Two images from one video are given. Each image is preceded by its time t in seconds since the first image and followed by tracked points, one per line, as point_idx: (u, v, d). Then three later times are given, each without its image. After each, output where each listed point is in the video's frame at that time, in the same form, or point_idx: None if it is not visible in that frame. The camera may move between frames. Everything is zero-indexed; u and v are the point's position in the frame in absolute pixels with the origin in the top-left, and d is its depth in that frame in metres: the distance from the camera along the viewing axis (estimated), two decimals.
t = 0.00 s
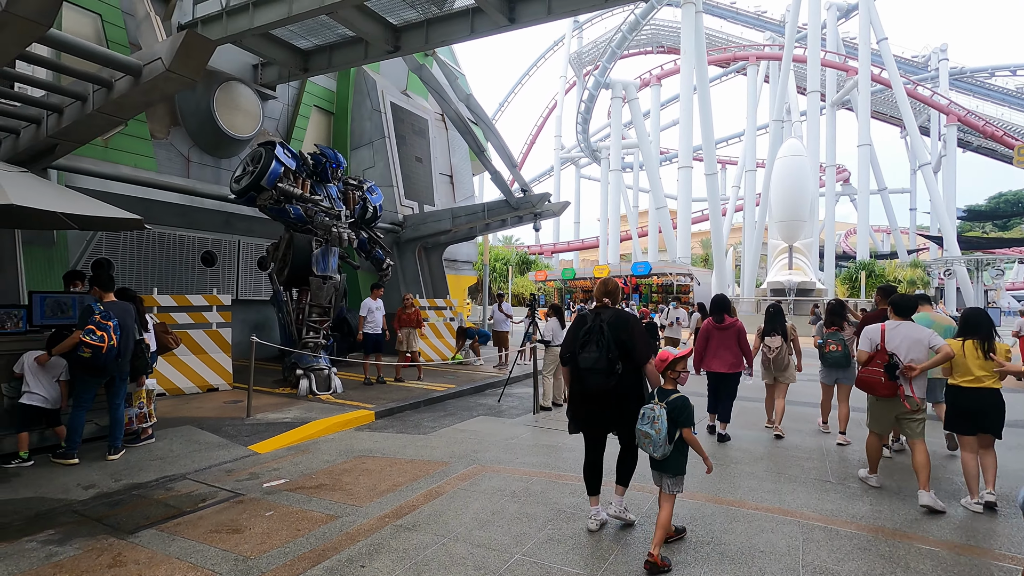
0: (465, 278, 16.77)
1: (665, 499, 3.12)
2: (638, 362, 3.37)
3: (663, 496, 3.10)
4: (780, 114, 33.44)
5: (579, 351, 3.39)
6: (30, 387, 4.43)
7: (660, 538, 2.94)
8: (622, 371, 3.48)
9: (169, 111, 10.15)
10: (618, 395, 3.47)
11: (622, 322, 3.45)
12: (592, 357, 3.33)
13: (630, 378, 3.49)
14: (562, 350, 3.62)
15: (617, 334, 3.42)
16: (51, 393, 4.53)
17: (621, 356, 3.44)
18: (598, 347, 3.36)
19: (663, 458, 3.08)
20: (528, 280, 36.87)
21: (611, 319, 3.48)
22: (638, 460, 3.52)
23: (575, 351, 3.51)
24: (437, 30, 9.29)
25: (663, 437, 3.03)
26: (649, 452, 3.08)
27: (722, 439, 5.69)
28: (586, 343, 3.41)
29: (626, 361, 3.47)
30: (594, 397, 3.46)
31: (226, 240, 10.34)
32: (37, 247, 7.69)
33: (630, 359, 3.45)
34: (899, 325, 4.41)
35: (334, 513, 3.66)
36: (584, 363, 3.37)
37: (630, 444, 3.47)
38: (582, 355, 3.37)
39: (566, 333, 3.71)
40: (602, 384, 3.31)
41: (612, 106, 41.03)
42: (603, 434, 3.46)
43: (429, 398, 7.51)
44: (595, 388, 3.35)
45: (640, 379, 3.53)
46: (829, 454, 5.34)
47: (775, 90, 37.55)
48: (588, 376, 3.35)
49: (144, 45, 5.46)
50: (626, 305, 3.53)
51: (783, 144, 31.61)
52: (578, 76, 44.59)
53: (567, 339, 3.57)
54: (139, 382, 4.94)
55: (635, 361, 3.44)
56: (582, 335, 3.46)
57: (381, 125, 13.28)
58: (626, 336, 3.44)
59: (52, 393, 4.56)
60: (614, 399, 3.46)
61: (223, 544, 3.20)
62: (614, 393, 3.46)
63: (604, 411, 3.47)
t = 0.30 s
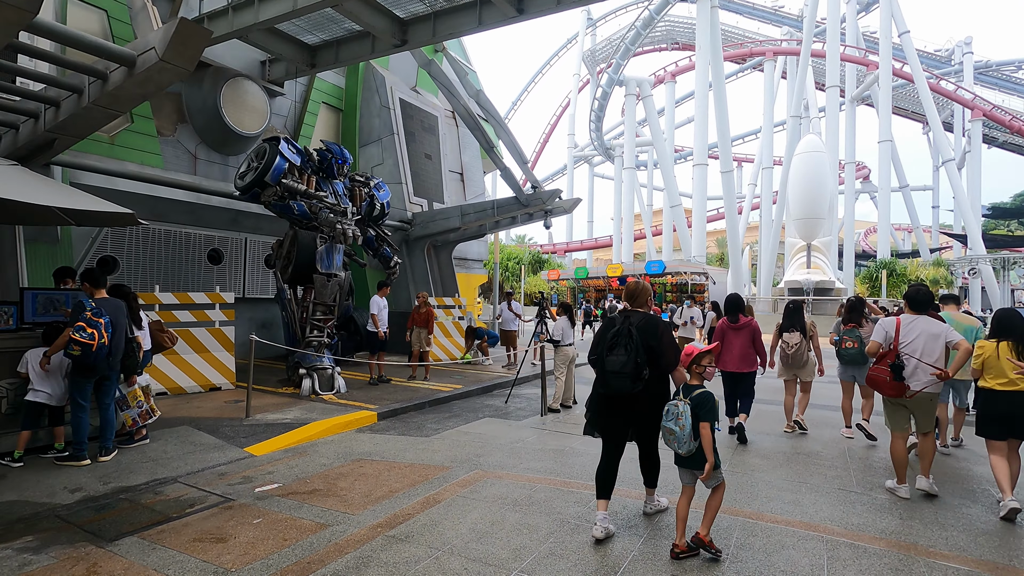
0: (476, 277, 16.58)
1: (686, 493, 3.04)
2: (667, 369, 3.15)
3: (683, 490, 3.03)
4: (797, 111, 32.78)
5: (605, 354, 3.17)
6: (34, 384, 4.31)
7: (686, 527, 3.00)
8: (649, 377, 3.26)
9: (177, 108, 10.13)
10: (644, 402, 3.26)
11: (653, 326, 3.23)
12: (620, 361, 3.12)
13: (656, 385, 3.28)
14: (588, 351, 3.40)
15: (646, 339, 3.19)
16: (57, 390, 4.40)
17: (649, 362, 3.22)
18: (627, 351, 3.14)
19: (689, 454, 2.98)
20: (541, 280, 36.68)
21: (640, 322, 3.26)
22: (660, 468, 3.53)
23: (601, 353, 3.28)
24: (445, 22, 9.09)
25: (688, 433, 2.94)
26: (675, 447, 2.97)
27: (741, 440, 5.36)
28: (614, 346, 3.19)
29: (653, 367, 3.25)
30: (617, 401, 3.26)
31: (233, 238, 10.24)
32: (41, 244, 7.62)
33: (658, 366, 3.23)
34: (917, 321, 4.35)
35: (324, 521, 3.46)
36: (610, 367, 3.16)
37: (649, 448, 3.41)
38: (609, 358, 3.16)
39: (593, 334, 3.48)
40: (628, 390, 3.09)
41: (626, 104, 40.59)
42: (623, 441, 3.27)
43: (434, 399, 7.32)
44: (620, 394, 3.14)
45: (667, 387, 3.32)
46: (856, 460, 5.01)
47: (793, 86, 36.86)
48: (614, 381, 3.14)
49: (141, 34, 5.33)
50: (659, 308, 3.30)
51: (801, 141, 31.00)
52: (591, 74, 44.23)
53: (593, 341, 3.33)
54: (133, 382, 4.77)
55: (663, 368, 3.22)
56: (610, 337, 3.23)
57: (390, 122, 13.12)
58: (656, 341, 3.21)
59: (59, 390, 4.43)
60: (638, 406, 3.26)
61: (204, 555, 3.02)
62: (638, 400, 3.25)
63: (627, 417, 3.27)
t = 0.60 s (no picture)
0: (486, 276, 16.39)
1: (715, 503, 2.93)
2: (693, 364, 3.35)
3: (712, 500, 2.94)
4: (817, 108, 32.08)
5: (632, 349, 3.38)
6: (25, 386, 4.15)
7: (705, 532, 2.87)
8: (676, 373, 3.45)
9: (184, 106, 10.09)
10: (669, 398, 3.40)
11: (681, 324, 3.44)
12: (646, 356, 3.32)
13: (684, 382, 3.42)
14: (616, 347, 3.61)
15: (674, 336, 3.40)
16: (50, 392, 4.25)
17: (676, 358, 3.42)
18: (653, 347, 3.34)
19: (732, 468, 2.87)
20: (554, 280, 36.39)
21: (668, 320, 3.47)
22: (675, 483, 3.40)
23: (628, 350, 3.48)
24: (453, 16, 8.87)
25: (731, 447, 2.82)
26: (721, 464, 2.85)
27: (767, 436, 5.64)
28: (641, 342, 3.39)
29: (680, 363, 3.44)
30: (644, 395, 3.44)
31: (240, 237, 10.15)
32: (45, 242, 7.60)
33: (685, 362, 3.42)
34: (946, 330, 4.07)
35: (311, 536, 3.27)
36: (636, 362, 3.35)
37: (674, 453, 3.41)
38: (635, 354, 3.36)
39: (621, 331, 3.69)
40: (654, 383, 3.29)
41: (641, 102, 40.10)
42: (651, 434, 3.44)
43: (438, 402, 7.12)
44: (647, 388, 3.33)
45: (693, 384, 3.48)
46: (882, 473, 4.71)
47: (812, 83, 36.12)
48: (639, 374, 3.33)
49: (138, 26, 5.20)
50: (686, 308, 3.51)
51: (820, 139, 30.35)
52: (606, 72, 43.79)
53: (621, 337, 3.55)
54: (120, 383, 4.66)
55: (689, 364, 3.42)
56: (637, 334, 3.43)
57: (399, 119, 12.97)
58: (683, 339, 3.42)
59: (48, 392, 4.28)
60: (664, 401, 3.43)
61: (179, 571, 2.84)
62: (665, 395, 3.43)
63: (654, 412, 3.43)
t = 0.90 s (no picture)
0: (494, 275, 16.19)
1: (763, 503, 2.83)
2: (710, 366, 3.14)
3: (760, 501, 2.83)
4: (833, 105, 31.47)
5: (647, 350, 3.22)
6: (10, 385, 4.01)
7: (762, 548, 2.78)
8: (695, 375, 3.25)
9: (188, 102, 9.98)
10: (686, 401, 3.23)
11: (699, 324, 3.22)
12: (659, 358, 3.16)
13: (702, 384, 3.23)
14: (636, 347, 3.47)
15: (690, 336, 3.20)
16: (36, 391, 4.11)
17: (693, 359, 3.22)
18: (666, 348, 3.17)
19: (772, 462, 2.77)
20: (564, 279, 36.05)
21: (686, 321, 3.27)
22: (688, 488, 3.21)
23: (644, 350, 3.33)
24: (458, 8, 8.67)
25: (774, 440, 2.72)
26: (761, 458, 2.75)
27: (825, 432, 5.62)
28: (656, 343, 3.22)
29: (698, 365, 3.23)
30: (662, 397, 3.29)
31: (244, 234, 10.02)
32: (44, 238, 7.52)
33: (703, 364, 3.21)
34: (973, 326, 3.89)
35: (294, 546, 3.07)
36: (649, 364, 3.20)
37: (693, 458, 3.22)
38: (648, 355, 3.20)
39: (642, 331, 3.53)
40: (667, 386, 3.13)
41: (653, 100, 39.63)
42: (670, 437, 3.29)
43: (440, 403, 6.92)
44: (660, 390, 3.17)
45: (716, 385, 3.26)
46: (908, 484, 4.42)
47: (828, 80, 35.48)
48: (653, 376, 3.17)
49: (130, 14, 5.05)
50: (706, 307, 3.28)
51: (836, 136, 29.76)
52: (618, 70, 43.35)
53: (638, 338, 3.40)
54: (108, 382, 4.53)
55: (707, 366, 3.20)
56: (652, 335, 3.27)
57: (406, 115, 12.80)
58: (700, 340, 3.20)
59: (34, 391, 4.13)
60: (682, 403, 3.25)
61: None
62: (682, 397, 3.25)
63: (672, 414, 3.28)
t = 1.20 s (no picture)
0: (503, 275, 15.94)
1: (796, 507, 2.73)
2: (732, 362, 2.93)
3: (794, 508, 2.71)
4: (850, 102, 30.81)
5: (664, 348, 3.07)
6: None
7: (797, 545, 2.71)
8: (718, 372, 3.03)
9: (190, 98, 9.83)
10: (707, 400, 3.03)
11: (718, 320, 2.99)
12: (676, 355, 3.00)
13: (723, 382, 3.01)
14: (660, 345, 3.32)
15: (708, 332, 2.99)
16: (14, 393, 3.93)
17: (714, 356, 3.01)
18: (683, 345, 2.99)
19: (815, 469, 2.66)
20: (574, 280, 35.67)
21: (706, 316, 3.04)
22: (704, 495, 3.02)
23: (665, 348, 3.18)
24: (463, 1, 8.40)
25: (821, 445, 2.64)
26: (809, 465, 2.64)
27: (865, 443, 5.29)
28: (674, 340, 3.07)
29: (720, 361, 3.01)
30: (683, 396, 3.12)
31: (246, 232, 9.87)
32: (40, 237, 7.41)
33: (725, 360, 2.99)
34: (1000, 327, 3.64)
35: (271, 565, 2.84)
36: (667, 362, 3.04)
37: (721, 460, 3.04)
38: (666, 352, 3.05)
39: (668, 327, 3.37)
40: (684, 385, 2.96)
41: (665, 99, 39.12)
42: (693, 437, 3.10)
43: (442, 406, 6.69)
44: (678, 388, 3.01)
45: (741, 383, 3.02)
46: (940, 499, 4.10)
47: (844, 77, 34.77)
48: (670, 375, 3.01)
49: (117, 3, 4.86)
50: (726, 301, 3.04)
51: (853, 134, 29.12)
52: (628, 69, 42.87)
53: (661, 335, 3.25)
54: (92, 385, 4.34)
55: (729, 363, 2.98)
56: (670, 332, 3.12)
57: (412, 112, 12.59)
58: (720, 335, 2.98)
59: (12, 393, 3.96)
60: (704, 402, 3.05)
61: None
62: (704, 396, 3.05)
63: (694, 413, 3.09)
